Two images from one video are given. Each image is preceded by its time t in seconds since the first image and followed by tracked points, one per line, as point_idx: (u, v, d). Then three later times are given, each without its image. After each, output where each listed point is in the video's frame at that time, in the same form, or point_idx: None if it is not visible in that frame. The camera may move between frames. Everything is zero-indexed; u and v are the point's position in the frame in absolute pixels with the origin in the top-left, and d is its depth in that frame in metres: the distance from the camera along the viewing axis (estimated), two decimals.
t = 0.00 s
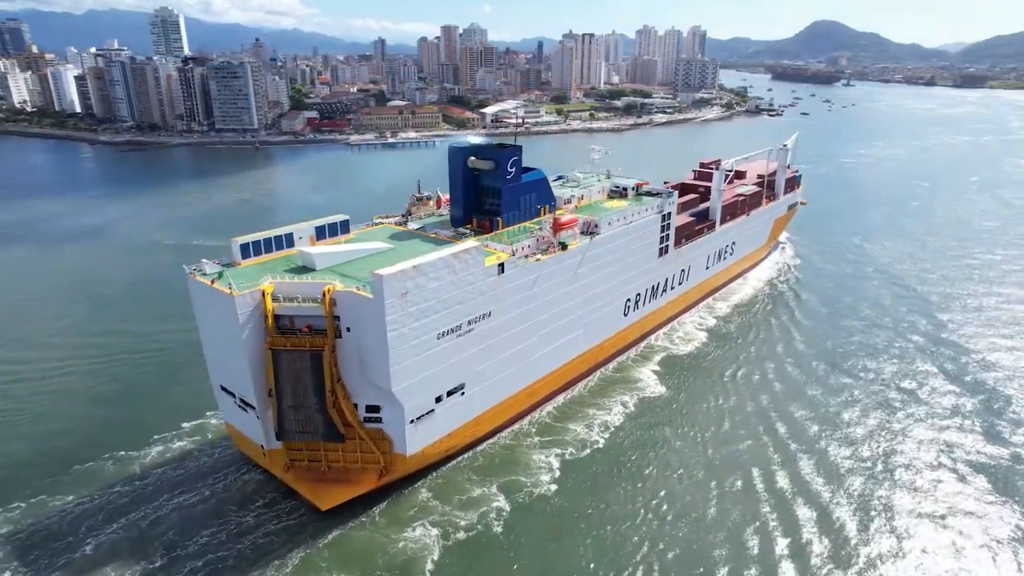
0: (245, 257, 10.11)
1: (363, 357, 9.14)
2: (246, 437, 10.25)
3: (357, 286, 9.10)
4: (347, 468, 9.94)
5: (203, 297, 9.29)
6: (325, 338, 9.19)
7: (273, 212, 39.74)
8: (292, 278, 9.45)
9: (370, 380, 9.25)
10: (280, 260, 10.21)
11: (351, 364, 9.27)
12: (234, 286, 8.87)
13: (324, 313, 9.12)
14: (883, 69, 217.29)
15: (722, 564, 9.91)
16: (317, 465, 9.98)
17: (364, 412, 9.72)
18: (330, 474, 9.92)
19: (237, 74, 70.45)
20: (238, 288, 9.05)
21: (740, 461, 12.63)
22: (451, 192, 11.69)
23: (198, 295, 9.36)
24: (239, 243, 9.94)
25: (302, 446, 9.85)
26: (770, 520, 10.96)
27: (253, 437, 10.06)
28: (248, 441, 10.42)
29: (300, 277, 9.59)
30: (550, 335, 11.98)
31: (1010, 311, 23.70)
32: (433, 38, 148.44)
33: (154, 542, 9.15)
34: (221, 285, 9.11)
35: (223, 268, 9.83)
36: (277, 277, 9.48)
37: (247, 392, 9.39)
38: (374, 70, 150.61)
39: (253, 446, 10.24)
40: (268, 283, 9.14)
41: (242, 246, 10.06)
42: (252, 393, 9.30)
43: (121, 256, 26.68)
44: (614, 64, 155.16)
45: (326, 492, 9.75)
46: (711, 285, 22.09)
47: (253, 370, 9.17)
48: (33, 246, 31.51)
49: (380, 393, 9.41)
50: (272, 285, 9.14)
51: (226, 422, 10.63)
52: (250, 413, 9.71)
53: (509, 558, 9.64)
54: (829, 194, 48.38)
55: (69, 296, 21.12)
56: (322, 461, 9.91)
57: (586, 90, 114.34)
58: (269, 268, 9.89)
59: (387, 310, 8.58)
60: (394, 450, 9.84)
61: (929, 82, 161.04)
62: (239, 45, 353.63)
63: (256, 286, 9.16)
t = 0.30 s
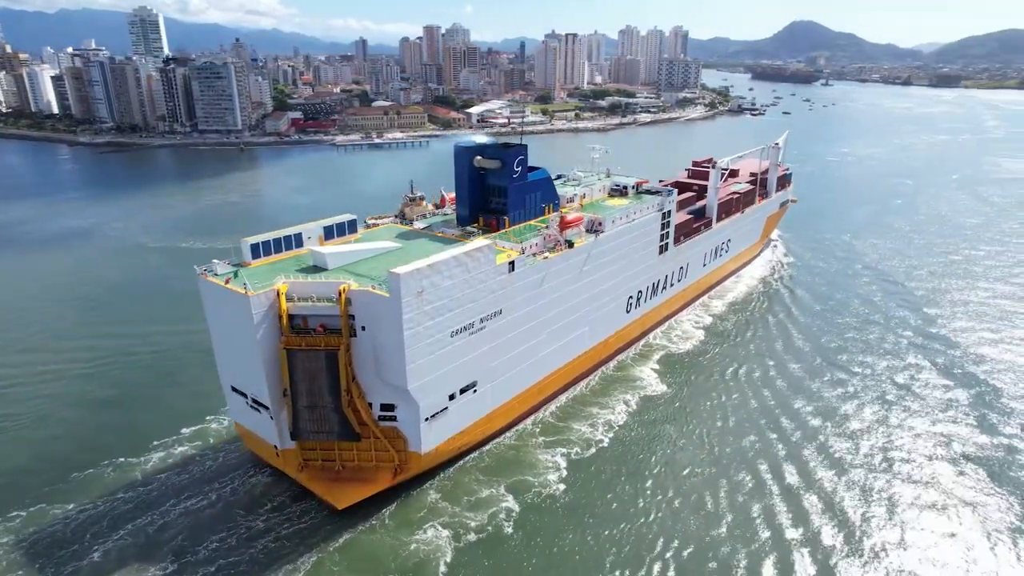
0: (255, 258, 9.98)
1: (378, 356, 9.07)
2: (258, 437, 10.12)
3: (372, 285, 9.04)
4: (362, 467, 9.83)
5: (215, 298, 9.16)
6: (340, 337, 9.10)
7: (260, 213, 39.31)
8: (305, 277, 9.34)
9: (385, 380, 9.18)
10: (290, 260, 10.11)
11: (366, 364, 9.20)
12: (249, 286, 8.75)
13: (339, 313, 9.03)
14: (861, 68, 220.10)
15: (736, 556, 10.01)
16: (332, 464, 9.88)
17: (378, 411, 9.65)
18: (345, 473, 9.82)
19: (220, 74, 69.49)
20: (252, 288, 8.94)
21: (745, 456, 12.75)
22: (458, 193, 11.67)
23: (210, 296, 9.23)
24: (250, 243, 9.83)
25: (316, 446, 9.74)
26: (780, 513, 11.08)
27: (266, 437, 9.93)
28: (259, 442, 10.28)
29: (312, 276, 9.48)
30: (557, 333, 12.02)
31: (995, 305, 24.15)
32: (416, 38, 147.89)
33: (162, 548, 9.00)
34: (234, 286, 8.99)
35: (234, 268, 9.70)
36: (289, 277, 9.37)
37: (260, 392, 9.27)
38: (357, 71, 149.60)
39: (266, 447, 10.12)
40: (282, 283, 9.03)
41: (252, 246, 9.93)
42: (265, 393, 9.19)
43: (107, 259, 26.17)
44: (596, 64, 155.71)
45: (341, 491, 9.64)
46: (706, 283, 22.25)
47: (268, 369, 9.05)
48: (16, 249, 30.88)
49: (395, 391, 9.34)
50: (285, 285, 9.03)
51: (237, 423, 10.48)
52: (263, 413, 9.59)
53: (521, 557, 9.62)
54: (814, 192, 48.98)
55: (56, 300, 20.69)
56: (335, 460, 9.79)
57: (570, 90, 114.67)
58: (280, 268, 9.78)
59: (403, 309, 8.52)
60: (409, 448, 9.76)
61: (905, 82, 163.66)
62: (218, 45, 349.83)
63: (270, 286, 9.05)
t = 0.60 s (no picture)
0: (264, 258, 9.86)
1: (393, 355, 8.99)
2: (270, 438, 9.95)
3: (386, 284, 9.01)
4: (376, 465, 9.67)
5: (226, 298, 9.00)
6: (354, 336, 9.00)
7: (246, 215, 38.79)
8: (317, 277, 9.23)
9: (400, 378, 9.12)
10: (300, 260, 9.99)
11: (380, 362, 9.11)
12: (262, 286, 8.62)
13: (353, 312, 8.94)
14: (839, 68, 222.88)
15: (750, 551, 10.09)
16: (346, 463, 9.76)
17: (392, 409, 9.54)
18: (358, 472, 9.66)
19: (202, 75, 68.38)
20: (265, 288, 8.81)
21: (751, 452, 12.84)
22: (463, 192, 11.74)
23: (220, 297, 9.07)
24: (260, 243, 9.70)
25: (330, 445, 9.60)
26: (790, 507, 11.17)
27: (278, 437, 9.76)
28: (270, 443, 10.11)
29: (324, 276, 9.39)
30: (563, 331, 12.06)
31: (981, 300, 24.61)
32: (398, 38, 147.00)
33: (171, 553, 8.87)
34: (247, 286, 8.85)
35: (244, 269, 9.56)
36: (301, 277, 9.25)
37: (273, 393, 9.12)
38: (338, 71, 148.32)
39: (277, 447, 9.94)
40: (295, 283, 8.90)
41: (262, 246, 9.80)
42: (279, 394, 9.05)
43: (90, 263, 25.63)
44: (576, 64, 155.81)
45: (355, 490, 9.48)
46: (701, 282, 22.40)
47: (281, 369, 8.90)
48: None
49: (410, 388, 9.23)
50: (298, 285, 8.91)
51: (246, 424, 10.29)
52: (275, 413, 9.43)
53: (534, 557, 9.63)
54: (798, 190, 49.46)
55: (39, 306, 20.21)
56: (349, 459, 9.61)
57: (553, 90, 114.77)
58: (292, 267, 9.66)
59: (419, 307, 8.44)
60: (423, 446, 9.66)
61: (882, 82, 166.31)
62: (195, 45, 344.86)
63: (284, 286, 8.93)
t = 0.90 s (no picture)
0: (273, 258, 9.75)
1: (406, 354, 8.92)
2: (281, 439, 9.80)
3: (400, 283, 8.96)
4: (390, 463, 9.50)
5: (237, 299, 8.89)
6: (367, 335, 8.91)
7: (231, 217, 38.29)
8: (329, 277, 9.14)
9: (413, 376, 9.06)
10: (310, 259, 9.92)
11: (393, 361, 9.04)
12: (275, 286, 8.51)
13: (366, 312, 8.85)
14: (816, 67, 225.94)
15: (763, 544, 10.23)
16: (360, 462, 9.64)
17: (405, 407, 9.46)
18: (371, 471, 9.48)
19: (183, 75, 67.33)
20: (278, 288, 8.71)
21: (758, 447, 12.97)
22: (465, 188, 11.85)
23: (231, 297, 8.96)
24: (269, 243, 9.58)
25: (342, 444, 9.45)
26: (798, 500, 11.34)
27: (290, 438, 9.61)
28: (280, 444, 9.96)
29: (335, 276, 9.30)
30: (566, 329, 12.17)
31: (965, 295, 25.07)
32: (378, 38, 146.07)
33: (180, 559, 8.76)
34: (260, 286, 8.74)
35: (254, 269, 9.42)
36: (313, 277, 9.16)
37: (286, 393, 9.00)
38: (318, 71, 147.01)
39: (289, 448, 9.78)
40: (307, 283, 8.81)
41: (271, 246, 9.69)
42: (292, 394, 8.92)
43: (73, 266, 25.07)
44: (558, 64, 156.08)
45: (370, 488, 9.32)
46: (695, 280, 22.59)
47: (294, 368, 8.79)
48: None
49: (423, 386, 9.16)
50: (311, 285, 8.80)
51: (255, 425, 10.14)
52: (287, 414, 9.31)
53: (546, 556, 9.66)
54: (782, 189, 50.04)
55: (23, 311, 19.72)
56: (362, 458, 9.42)
57: (536, 90, 114.89)
58: (301, 268, 9.56)
59: (434, 305, 8.42)
60: (436, 444, 9.59)
61: (858, 81, 168.75)
62: (172, 44, 339.55)
63: (296, 286, 8.83)
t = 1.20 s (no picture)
0: (283, 258, 9.67)
1: (421, 351, 8.91)
2: (292, 439, 9.71)
3: (412, 281, 8.98)
4: (403, 461, 9.42)
5: (248, 299, 8.83)
6: (380, 334, 8.90)
7: (217, 220, 37.76)
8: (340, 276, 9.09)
9: (426, 374, 9.05)
10: (319, 259, 9.86)
11: (407, 359, 9.01)
12: (288, 286, 8.47)
13: (379, 310, 8.82)
14: (794, 67, 228.53)
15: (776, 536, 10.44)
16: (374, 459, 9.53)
17: (417, 405, 9.42)
18: (383, 469, 9.36)
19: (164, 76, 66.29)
20: (291, 288, 8.65)
21: (764, 442, 13.18)
22: (469, 186, 12.18)
23: (242, 298, 8.89)
24: (279, 242, 9.50)
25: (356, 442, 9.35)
26: (804, 491, 11.62)
27: (301, 438, 9.52)
28: (292, 444, 9.85)
29: (347, 275, 9.26)
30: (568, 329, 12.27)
31: (952, 291, 25.46)
32: (360, 38, 144.98)
33: (187, 566, 8.65)
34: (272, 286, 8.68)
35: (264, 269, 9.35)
36: (324, 276, 9.10)
37: (299, 393, 8.93)
38: (299, 72, 145.65)
39: (300, 448, 9.68)
40: (320, 283, 8.76)
41: (280, 246, 9.61)
42: (305, 393, 8.84)
43: (56, 271, 24.55)
44: (540, 65, 156.17)
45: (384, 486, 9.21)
46: (689, 278, 22.73)
47: (308, 366, 8.71)
48: None
49: (437, 383, 9.14)
50: (323, 284, 8.75)
51: (265, 426, 10.04)
52: (300, 414, 9.20)
53: (558, 554, 9.72)
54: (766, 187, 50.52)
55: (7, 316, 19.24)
56: (375, 456, 9.31)
57: (519, 90, 114.87)
58: (312, 266, 9.50)
59: (448, 303, 8.44)
60: (449, 441, 9.55)
61: (836, 80, 170.93)
62: (147, 44, 334.10)
63: (309, 286, 8.78)
